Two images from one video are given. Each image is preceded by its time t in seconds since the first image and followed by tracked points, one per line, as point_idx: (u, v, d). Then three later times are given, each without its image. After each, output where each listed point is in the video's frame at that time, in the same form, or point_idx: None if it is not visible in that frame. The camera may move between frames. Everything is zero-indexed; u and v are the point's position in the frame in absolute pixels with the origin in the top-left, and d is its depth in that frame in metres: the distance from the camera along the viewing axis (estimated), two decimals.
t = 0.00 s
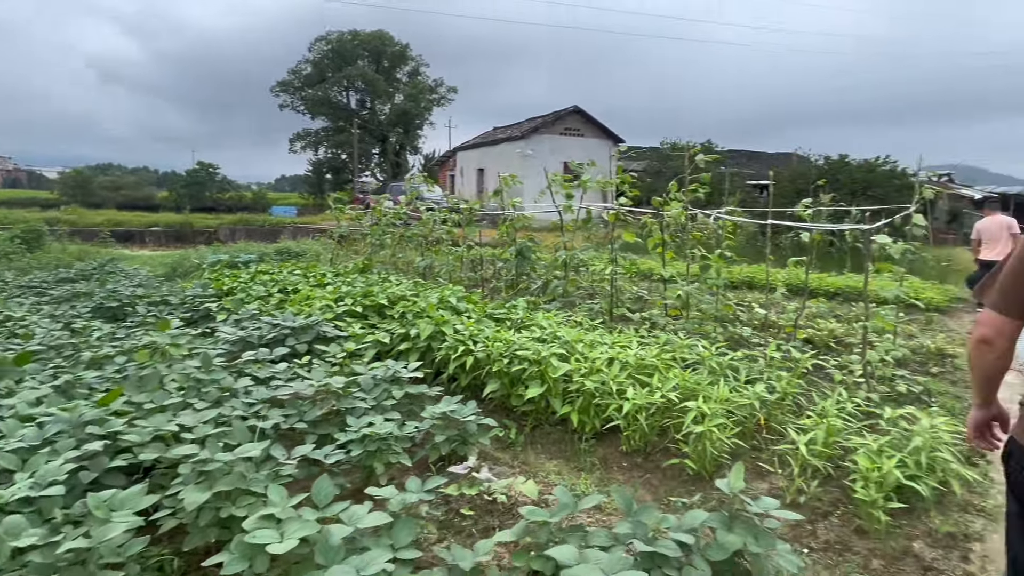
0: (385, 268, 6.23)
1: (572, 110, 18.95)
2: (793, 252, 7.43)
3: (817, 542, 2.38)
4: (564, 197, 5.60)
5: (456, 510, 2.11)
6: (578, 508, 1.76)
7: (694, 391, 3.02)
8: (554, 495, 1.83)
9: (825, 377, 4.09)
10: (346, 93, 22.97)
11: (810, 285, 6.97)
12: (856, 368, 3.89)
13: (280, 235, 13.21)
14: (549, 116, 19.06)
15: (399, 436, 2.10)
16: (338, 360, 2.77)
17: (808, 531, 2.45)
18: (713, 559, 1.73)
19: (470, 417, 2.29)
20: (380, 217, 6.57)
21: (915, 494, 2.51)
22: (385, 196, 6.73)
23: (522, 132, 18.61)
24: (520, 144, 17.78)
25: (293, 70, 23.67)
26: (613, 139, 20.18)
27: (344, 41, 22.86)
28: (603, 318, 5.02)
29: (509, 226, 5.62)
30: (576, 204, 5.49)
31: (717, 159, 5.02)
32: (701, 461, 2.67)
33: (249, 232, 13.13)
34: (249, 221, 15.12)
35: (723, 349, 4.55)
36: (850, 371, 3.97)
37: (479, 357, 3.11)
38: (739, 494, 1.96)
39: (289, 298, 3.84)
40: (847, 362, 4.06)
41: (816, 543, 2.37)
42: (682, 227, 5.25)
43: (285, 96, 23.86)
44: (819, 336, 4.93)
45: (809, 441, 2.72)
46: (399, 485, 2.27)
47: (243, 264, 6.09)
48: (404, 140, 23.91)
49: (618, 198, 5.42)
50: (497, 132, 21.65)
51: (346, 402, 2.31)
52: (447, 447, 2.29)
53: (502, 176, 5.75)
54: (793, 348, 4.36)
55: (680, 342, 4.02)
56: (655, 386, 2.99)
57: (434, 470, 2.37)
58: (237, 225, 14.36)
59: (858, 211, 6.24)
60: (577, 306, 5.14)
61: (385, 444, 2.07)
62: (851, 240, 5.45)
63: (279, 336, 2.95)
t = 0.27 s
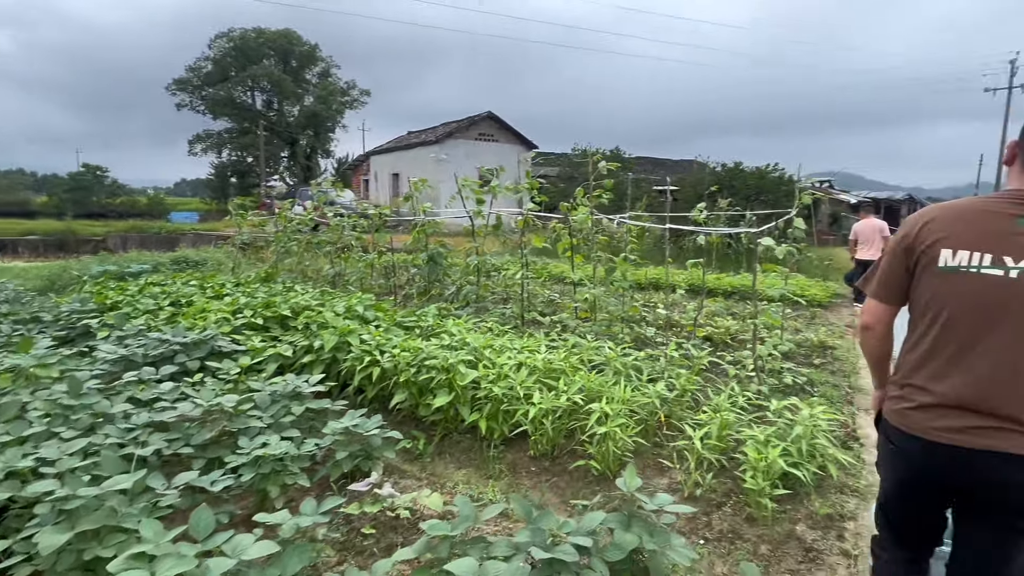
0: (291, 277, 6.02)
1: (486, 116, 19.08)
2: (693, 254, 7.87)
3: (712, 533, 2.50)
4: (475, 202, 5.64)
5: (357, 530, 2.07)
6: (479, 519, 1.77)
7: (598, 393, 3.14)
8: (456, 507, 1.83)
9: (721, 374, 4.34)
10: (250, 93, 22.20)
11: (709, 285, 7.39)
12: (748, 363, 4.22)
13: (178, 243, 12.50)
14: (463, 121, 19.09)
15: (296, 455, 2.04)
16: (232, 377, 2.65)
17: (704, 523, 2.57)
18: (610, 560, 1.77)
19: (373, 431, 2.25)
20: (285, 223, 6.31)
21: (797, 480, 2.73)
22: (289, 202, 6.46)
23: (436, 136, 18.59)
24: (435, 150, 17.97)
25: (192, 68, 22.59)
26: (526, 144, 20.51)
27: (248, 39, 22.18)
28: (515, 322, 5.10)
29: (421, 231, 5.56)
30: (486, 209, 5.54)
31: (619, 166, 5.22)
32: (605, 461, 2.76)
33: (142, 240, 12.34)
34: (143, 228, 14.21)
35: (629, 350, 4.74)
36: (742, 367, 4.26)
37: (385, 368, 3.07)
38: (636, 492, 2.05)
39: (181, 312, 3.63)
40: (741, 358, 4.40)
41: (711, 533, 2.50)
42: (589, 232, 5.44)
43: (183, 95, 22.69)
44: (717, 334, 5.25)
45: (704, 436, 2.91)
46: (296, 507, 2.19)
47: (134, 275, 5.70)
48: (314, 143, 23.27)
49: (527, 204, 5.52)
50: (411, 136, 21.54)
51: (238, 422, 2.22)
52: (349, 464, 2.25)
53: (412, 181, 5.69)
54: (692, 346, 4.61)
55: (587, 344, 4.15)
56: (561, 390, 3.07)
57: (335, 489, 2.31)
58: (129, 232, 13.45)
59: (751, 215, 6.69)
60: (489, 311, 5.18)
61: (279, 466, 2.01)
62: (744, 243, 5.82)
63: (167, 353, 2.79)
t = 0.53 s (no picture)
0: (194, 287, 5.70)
1: (405, 120, 18.85)
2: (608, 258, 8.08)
3: (620, 533, 2.56)
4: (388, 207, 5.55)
5: (253, 558, 1.98)
6: (381, 539, 1.73)
7: (511, 400, 3.15)
8: (358, 527, 1.79)
9: (632, 375, 4.48)
10: (151, 91, 20.96)
11: (623, 288, 7.61)
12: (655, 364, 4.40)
13: (68, 251, 11.60)
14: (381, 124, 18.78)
15: (184, 482, 1.96)
16: (116, 399, 2.47)
17: (612, 523, 2.63)
18: (516, 570, 1.77)
19: (273, 450, 2.16)
20: (184, 229, 5.90)
21: (699, 476, 2.85)
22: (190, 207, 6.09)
23: (353, 139, 18.20)
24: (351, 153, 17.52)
25: (84, 63, 21.07)
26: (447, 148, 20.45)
27: (147, 33, 20.93)
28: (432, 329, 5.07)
29: (333, 238, 5.41)
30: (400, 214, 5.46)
31: (531, 172, 5.29)
32: (517, 468, 2.77)
33: (25, 248, 11.36)
34: (27, 235, 13.08)
35: (545, 354, 4.80)
36: (652, 367, 4.41)
37: (291, 382, 2.95)
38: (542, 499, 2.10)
39: (62, 328, 3.36)
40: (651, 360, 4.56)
41: (619, 533, 2.56)
42: (503, 237, 5.48)
43: (74, 92, 21.12)
44: (631, 335, 5.41)
45: (613, 437, 3.01)
46: (185, 536, 2.08)
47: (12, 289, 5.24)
48: (224, 144, 22.24)
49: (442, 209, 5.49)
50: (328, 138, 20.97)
51: (120, 449, 2.09)
52: (246, 487, 2.16)
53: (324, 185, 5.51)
54: (606, 348, 4.72)
55: (503, 349, 4.17)
56: (473, 398, 3.06)
57: (231, 515, 2.20)
58: (11, 241, 12.36)
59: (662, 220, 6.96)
60: (405, 318, 5.11)
61: (166, 495, 1.93)
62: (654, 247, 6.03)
63: (41, 376, 2.58)
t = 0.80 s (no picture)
0: (95, 298, 5.30)
1: (331, 122, 18.38)
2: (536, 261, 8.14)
3: (542, 538, 2.56)
4: (308, 212, 5.36)
5: None
6: (287, 564, 1.66)
7: (433, 408, 3.11)
8: (262, 553, 1.70)
9: (558, 378, 4.52)
10: (49, 86, 19.53)
11: (551, 292, 7.69)
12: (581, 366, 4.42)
13: None
14: (305, 126, 18.24)
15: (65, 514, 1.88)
16: None
17: (535, 529, 2.62)
18: None
19: (173, 474, 2.05)
20: (83, 235, 5.44)
21: (619, 477, 2.90)
22: (90, 213, 5.65)
23: (275, 140, 17.58)
24: (273, 155, 16.86)
25: None
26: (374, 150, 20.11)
27: (44, 24, 19.48)
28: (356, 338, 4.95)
29: (249, 244, 5.17)
30: (320, 219, 5.28)
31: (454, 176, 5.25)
32: (439, 479, 2.73)
33: None
34: None
35: (472, 360, 4.76)
36: (577, 371, 4.45)
37: (197, 399, 2.79)
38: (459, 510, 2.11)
39: None
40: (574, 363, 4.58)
41: (541, 539, 2.55)
42: (427, 242, 5.41)
43: None
44: (558, 338, 5.45)
45: (536, 443, 3.01)
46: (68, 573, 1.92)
47: None
48: (134, 145, 20.99)
49: (364, 214, 5.36)
50: (248, 140, 20.18)
51: None
52: (142, 515, 2.03)
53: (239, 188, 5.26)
54: (533, 351, 4.74)
55: (427, 356, 4.10)
56: (394, 408, 2.99)
57: (123, 547, 2.06)
58: None
59: (588, 224, 7.07)
60: (327, 327, 4.96)
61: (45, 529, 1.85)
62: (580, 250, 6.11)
63: None
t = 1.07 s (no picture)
0: None
1: (265, 122, 17.79)
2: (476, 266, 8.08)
3: (477, 550, 2.50)
4: (235, 216, 5.12)
5: None
6: None
7: (364, 419, 3.01)
8: None
9: (497, 384, 4.48)
10: None
11: (492, 296, 7.66)
12: (520, 371, 4.38)
13: None
14: (237, 126, 17.59)
15: None
16: None
17: (470, 541, 2.57)
18: None
19: (72, 500, 1.95)
20: None
21: (555, 483, 2.87)
22: None
23: (205, 141, 16.88)
24: (204, 156, 16.18)
25: None
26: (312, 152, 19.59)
27: None
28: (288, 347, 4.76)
29: (170, 249, 4.88)
30: (248, 223, 5.05)
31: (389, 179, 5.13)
32: (370, 494, 2.64)
33: None
34: None
35: (409, 368, 4.65)
36: (516, 376, 4.41)
37: (105, 418, 2.61)
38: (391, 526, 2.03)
39: None
40: (513, 368, 4.54)
41: (476, 551, 2.50)
42: (362, 246, 5.27)
43: None
44: (498, 343, 5.41)
45: (471, 453, 2.95)
46: None
47: None
48: (49, 144, 19.74)
49: (295, 217, 5.17)
50: (176, 140, 19.30)
51: None
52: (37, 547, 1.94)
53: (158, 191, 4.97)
54: (472, 356, 4.67)
55: (360, 364, 3.96)
56: (322, 420, 2.88)
57: None
58: None
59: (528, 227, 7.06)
60: (255, 337, 4.76)
61: None
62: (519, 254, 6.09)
63: None
